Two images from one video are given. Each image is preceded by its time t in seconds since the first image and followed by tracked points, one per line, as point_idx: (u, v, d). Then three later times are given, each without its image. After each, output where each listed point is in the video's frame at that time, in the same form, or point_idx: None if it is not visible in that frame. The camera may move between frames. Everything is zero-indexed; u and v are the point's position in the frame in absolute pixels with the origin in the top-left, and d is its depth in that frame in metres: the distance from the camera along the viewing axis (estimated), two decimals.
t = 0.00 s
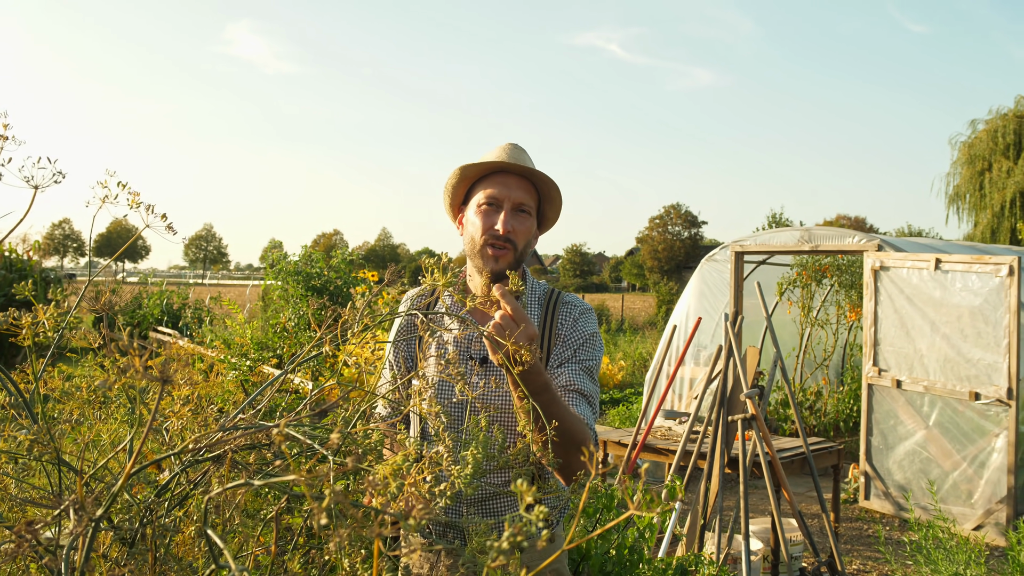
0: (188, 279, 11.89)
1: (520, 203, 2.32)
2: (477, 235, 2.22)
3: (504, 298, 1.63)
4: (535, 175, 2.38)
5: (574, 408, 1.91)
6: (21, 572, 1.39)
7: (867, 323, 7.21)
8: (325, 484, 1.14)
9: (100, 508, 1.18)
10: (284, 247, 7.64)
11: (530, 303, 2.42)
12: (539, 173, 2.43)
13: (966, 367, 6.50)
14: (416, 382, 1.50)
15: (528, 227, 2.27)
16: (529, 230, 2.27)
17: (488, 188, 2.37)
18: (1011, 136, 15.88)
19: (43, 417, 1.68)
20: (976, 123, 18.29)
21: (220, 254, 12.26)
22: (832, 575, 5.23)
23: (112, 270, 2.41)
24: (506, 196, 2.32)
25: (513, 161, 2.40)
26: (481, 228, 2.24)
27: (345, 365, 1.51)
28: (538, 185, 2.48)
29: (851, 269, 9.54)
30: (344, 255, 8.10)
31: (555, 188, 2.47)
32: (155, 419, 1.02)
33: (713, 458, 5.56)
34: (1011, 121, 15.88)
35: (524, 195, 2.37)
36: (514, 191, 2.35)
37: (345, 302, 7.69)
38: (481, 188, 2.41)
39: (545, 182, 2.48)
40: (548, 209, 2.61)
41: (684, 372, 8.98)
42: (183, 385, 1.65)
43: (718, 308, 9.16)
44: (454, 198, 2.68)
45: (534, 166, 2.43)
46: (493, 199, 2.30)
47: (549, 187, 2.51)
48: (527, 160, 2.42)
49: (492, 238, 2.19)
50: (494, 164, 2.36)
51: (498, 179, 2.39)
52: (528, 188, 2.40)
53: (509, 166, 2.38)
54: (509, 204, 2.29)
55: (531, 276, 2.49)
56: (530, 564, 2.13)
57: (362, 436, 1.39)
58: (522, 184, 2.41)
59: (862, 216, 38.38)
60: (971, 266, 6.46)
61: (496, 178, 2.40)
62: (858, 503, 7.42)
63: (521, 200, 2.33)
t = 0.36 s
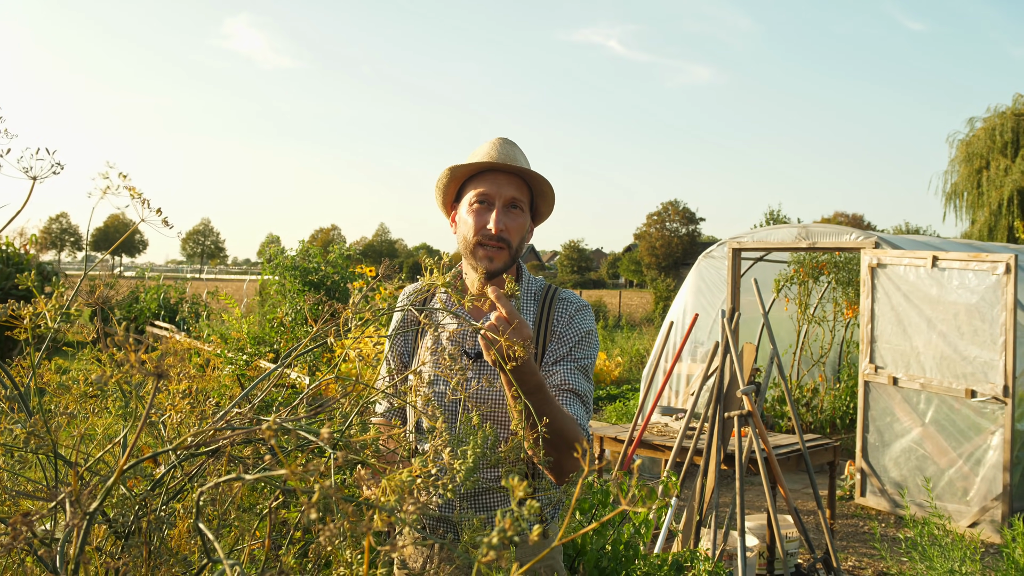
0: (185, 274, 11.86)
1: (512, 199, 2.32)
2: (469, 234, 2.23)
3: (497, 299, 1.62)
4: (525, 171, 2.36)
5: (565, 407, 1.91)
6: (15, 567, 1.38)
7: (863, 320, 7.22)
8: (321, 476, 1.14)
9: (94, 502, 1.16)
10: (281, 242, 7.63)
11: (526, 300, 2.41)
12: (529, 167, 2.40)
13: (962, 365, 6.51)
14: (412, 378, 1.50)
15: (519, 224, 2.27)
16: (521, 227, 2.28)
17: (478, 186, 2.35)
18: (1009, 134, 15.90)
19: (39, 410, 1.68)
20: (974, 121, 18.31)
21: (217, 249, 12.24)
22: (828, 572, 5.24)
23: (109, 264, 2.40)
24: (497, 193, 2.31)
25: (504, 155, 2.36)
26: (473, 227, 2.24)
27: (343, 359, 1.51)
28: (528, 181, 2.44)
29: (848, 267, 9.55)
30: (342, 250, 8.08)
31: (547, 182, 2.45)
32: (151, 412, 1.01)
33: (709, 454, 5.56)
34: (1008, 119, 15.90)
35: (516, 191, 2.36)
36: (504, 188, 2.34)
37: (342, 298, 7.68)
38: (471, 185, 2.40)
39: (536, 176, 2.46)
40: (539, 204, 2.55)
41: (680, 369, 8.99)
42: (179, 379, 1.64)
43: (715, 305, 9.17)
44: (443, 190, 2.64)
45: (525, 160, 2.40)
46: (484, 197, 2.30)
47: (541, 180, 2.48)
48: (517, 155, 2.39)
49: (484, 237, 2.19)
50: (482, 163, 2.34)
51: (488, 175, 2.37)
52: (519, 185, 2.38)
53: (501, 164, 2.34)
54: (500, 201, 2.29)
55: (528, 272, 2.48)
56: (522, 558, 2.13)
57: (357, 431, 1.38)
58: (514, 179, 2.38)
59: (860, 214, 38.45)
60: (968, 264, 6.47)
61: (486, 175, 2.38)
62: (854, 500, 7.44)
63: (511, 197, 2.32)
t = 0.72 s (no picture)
0: (185, 275, 11.85)
1: (507, 201, 2.31)
2: (464, 236, 2.23)
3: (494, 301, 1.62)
4: (519, 172, 2.35)
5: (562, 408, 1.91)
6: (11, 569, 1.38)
7: (864, 321, 7.21)
8: (313, 476, 1.14)
9: (87, 502, 1.16)
10: (281, 242, 7.63)
11: (524, 300, 2.41)
12: (523, 168, 2.38)
13: (963, 365, 6.50)
14: (407, 377, 1.51)
15: (515, 226, 2.27)
16: (517, 229, 2.28)
17: (472, 189, 2.34)
18: (1009, 135, 15.90)
19: (36, 411, 1.67)
20: (975, 122, 18.30)
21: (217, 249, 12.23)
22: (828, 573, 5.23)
23: (109, 265, 2.39)
24: (492, 195, 2.30)
25: (497, 157, 2.35)
26: (468, 230, 2.24)
27: (337, 360, 1.51)
28: (523, 183, 2.43)
29: (848, 267, 9.56)
30: (342, 250, 8.07)
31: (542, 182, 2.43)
32: (142, 412, 1.01)
33: (709, 455, 5.56)
34: (1009, 120, 15.91)
35: (511, 193, 2.34)
36: (499, 190, 2.33)
37: (342, 298, 7.67)
38: (466, 187, 2.39)
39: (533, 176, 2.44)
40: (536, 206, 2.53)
41: (680, 370, 8.97)
42: (175, 380, 1.64)
43: (715, 305, 9.17)
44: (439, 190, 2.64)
45: (519, 161, 2.39)
46: (479, 199, 2.29)
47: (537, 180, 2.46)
48: (511, 156, 2.38)
49: (480, 240, 2.20)
50: (475, 165, 2.32)
51: (482, 177, 2.36)
52: (514, 186, 2.36)
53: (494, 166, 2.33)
54: (495, 203, 2.28)
55: (526, 272, 2.48)
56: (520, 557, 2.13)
57: (351, 430, 1.38)
58: (508, 180, 2.36)
59: (861, 215, 38.47)
60: (968, 265, 6.46)
61: (481, 177, 2.37)
62: (854, 501, 7.42)
63: (506, 198, 2.31)
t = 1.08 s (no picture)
0: (183, 271, 11.81)
1: (489, 197, 2.31)
2: (450, 238, 2.26)
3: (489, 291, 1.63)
4: (502, 168, 2.33)
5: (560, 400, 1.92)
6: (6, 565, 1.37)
7: (862, 318, 7.21)
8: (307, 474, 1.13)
9: (80, 498, 1.15)
10: (280, 239, 7.62)
11: (523, 296, 2.40)
12: (503, 160, 2.35)
13: (961, 363, 6.50)
14: (404, 373, 1.50)
15: (500, 221, 2.27)
16: (503, 223, 2.28)
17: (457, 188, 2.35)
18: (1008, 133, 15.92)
19: (31, 407, 1.66)
20: (973, 120, 18.31)
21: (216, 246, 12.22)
22: (825, 570, 5.23)
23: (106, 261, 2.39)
24: (472, 193, 2.30)
25: (474, 155, 2.36)
26: (453, 231, 2.26)
27: (333, 357, 1.51)
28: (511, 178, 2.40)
29: (847, 265, 9.56)
30: (340, 247, 8.06)
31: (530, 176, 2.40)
32: (133, 409, 1.01)
33: (707, 452, 5.56)
34: (1008, 119, 15.93)
35: (493, 188, 2.33)
36: (479, 187, 2.32)
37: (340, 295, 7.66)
38: (451, 188, 2.41)
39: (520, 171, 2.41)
40: (527, 199, 2.48)
41: (678, 367, 8.97)
42: (169, 376, 1.63)
43: (713, 302, 9.16)
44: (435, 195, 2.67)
45: (498, 154, 2.36)
46: (462, 198, 2.30)
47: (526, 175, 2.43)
48: (490, 151, 2.36)
49: (462, 239, 2.21)
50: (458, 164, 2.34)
51: (463, 176, 2.37)
52: (498, 182, 2.35)
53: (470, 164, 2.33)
54: (476, 201, 2.29)
55: (525, 269, 2.47)
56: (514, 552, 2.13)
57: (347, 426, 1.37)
58: (489, 176, 2.35)
59: (859, 213, 38.49)
60: (967, 263, 6.46)
61: (462, 176, 2.38)
62: (852, 499, 7.43)
63: (488, 194, 2.31)
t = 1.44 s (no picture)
0: (181, 265, 11.77)
1: (466, 191, 2.30)
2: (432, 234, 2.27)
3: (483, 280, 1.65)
4: (479, 160, 2.31)
5: (554, 393, 1.92)
6: None
7: (859, 314, 7.20)
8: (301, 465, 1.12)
9: (74, 490, 1.13)
10: (278, 233, 7.59)
11: (520, 289, 2.39)
12: (482, 152, 2.32)
13: (958, 359, 6.50)
14: (399, 365, 1.49)
15: (480, 212, 2.26)
16: (483, 215, 2.27)
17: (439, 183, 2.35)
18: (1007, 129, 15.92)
19: (24, 400, 1.65)
20: (972, 115, 18.30)
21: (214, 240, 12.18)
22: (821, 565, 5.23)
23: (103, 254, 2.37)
24: (448, 188, 2.30)
25: (451, 150, 2.36)
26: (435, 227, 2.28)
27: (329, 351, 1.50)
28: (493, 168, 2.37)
29: (845, 260, 9.56)
30: (338, 241, 8.03)
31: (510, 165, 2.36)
32: (126, 400, 0.99)
33: (704, 447, 5.56)
34: (1007, 114, 15.92)
35: (470, 181, 2.32)
36: (457, 181, 2.31)
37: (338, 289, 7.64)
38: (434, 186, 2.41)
39: (501, 161, 2.37)
40: (513, 189, 2.43)
41: (676, 362, 8.97)
42: (163, 369, 1.62)
43: (711, 298, 9.16)
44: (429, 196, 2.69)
45: (477, 146, 2.33)
46: (442, 192, 2.30)
47: (508, 164, 2.39)
48: (469, 144, 2.33)
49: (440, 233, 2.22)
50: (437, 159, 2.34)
51: (442, 173, 2.37)
52: (477, 174, 2.33)
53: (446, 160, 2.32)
54: (453, 194, 2.29)
55: (522, 262, 2.46)
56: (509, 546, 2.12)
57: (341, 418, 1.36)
58: (466, 169, 2.34)
59: (858, 209, 38.50)
60: (964, 258, 6.45)
61: (442, 173, 2.38)
62: (849, 494, 7.44)
63: (466, 187, 2.30)
